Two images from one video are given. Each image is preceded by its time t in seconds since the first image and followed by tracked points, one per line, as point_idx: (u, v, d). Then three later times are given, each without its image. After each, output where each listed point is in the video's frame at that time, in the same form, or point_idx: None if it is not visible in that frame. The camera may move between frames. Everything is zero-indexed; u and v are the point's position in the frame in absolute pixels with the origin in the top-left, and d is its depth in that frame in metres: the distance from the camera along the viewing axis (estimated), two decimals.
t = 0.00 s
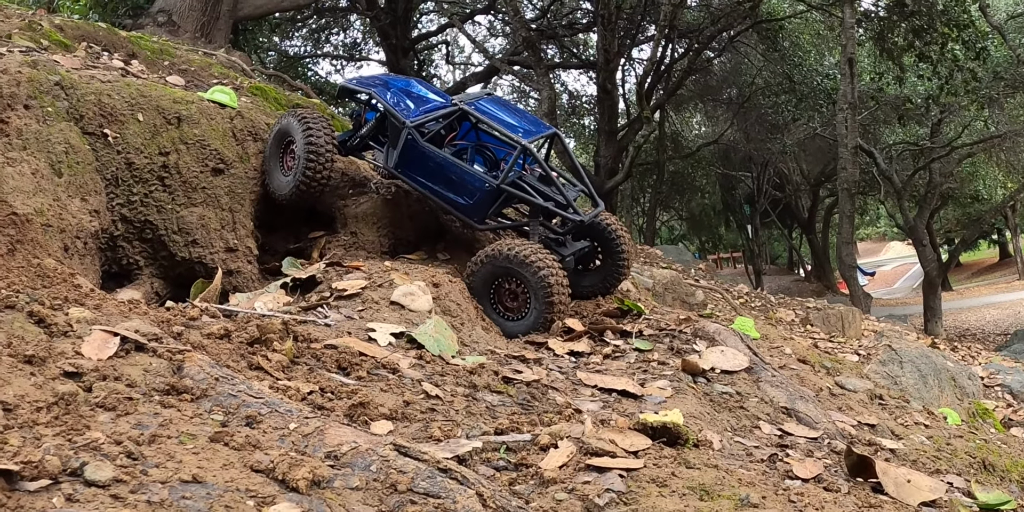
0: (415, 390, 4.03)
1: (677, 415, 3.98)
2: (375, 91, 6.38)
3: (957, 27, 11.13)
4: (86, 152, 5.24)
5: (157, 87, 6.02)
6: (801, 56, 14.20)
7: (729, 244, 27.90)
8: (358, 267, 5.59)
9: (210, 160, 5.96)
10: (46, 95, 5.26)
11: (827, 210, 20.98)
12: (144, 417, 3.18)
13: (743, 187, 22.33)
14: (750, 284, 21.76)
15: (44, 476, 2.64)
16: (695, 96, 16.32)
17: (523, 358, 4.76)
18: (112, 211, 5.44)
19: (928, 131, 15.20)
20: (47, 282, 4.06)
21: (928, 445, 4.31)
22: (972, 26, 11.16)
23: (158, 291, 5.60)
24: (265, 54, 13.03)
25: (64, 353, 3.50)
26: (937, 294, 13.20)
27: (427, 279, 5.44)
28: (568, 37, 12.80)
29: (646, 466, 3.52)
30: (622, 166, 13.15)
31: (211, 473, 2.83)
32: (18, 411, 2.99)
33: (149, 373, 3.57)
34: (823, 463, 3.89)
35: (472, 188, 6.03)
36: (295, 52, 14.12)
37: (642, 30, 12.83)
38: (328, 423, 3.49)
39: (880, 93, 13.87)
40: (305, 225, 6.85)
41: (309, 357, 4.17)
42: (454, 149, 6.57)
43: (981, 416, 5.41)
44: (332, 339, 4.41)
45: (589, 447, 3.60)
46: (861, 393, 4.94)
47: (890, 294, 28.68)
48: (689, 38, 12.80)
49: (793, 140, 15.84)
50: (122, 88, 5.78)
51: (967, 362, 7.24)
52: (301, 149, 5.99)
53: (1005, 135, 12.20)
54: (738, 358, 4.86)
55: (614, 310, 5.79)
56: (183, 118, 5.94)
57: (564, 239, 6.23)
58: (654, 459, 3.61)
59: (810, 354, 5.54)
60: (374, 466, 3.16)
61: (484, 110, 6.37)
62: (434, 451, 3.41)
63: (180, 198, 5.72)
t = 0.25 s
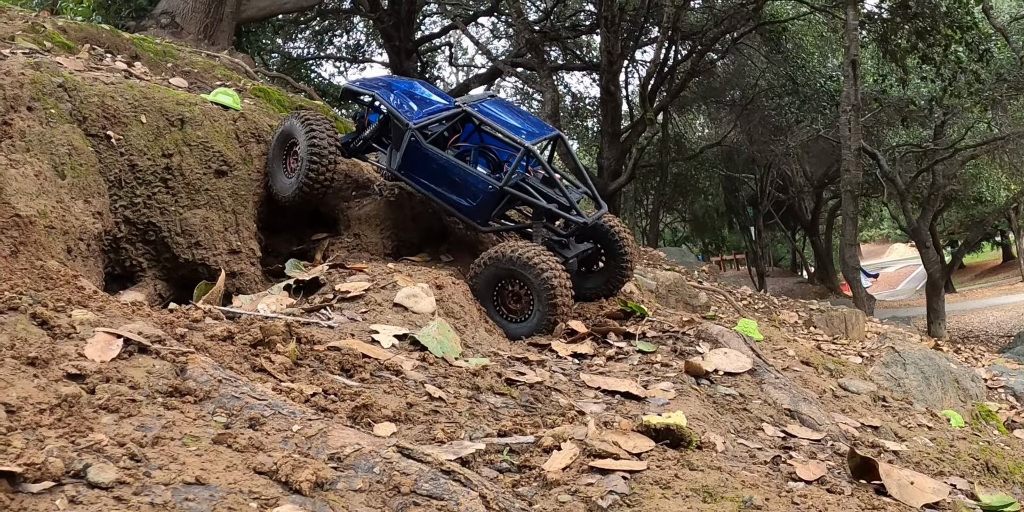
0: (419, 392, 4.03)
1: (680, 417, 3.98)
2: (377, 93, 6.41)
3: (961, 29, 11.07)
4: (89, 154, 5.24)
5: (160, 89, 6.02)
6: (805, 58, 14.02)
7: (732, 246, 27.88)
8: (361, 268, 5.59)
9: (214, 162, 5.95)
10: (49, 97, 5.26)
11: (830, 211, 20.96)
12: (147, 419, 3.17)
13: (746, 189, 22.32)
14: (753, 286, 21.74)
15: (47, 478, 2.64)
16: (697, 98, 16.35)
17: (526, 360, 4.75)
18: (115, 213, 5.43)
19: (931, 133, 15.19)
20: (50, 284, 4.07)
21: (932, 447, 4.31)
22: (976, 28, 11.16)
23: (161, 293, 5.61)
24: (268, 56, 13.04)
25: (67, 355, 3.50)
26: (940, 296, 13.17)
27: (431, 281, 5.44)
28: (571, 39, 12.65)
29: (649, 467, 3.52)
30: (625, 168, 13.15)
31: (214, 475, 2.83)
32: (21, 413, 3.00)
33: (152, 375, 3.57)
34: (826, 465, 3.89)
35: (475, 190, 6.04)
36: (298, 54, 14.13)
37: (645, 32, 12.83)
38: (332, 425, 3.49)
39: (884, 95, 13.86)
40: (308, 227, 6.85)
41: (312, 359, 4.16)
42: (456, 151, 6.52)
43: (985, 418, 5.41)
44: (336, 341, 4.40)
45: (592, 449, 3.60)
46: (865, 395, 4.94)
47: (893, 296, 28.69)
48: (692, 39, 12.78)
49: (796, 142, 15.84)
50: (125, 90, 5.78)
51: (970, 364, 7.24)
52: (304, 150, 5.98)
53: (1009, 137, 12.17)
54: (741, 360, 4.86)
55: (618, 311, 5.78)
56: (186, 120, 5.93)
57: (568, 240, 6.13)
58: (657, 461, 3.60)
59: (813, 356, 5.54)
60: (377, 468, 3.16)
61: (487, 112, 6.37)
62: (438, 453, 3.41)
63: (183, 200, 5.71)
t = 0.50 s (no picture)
0: (422, 394, 4.03)
1: (683, 419, 3.98)
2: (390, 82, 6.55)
3: (964, 31, 11.14)
4: (93, 156, 5.24)
5: (164, 91, 6.03)
6: (808, 59, 14.18)
7: (735, 247, 27.86)
8: (364, 270, 5.59)
9: (217, 164, 5.94)
10: (52, 99, 5.27)
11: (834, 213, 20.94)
12: (151, 421, 3.18)
13: (749, 190, 22.32)
14: (756, 288, 21.74)
15: (51, 479, 2.64)
16: (701, 100, 16.18)
17: (530, 361, 4.76)
18: (119, 215, 5.43)
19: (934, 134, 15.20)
20: (54, 286, 4.07)
21: (935, 449, 4.31)
22: (979, 30, 11.18)
23: (164, 295, 5.60)
24: (272, 58, 13.06)
25: (71, 356, 3.50)
26: (944, 298, 13.19)
27: (434, 282, 5.44)
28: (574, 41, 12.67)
29: (653, 469, 3.52)
30: (628, 169, 13.16)
31: (217, 477, 2.83)
32: (25, 415, 3.00)
33: (155, 377, 3.57)
34: (830, 466, 3.89)
35: (479, 180, 6.06)
36: (302, 56, 14.15)
37: (648, 34, 12.83)
38: (335, 427, 3.49)
39: (887, 96, 13.85)
40: (312, 228, 6.85)
41: (316, 361, 4.17)
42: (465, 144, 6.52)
43: (988, 420, 5.41)
44: (339, 342, 4.40)
45: (596, 450, 3.60)
46: (868, 397, 4.94)
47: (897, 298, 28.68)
48: (695, 41, 12.72)
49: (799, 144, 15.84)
50: (128, 92, 5.79)
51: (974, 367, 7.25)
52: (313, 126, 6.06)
53: (1012, 138, 12.22)
54: (745, 362, 4.86)
55: (620, 312, 5.77)
56: (189, 122, 5.93)
57: (568, 239, 6.23)
58: (660, 463, 3.60)
59: (816, 357, 5.54)
60: (381, 470, 3.16)
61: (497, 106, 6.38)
62: (441, 455, 3.41)
63: (187, 202, 5.70)
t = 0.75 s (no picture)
0: (425, 396, 4.03)
1: (687, 421, 3.98)
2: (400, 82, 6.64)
3: (967, 33, 11.07)
4: (96, 157, 5.25)
5: (167, 93, 6.03)
6: (812, 62, 14.27)
7: (738, 249, 27.85)
8: (367, 272, 5.59)
9: (220, 166, 5.94)
10: (55, 101, 5.28)
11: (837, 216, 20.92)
12: (154, 423, 3.17)
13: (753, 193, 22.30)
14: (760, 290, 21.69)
15: (54, 481, 2.64)
16: (704, 102, 16.20)
17: (533, 363, 4.75)
18: (122, 216, 5.42)
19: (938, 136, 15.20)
20: (57, 288, 4.07)
21: (938, 451, 4.31)
22: (982, 31, 11.17)
23: (167, 297, 5.60)
24: (275, 60, 13.07)
25: (74, 358, 3.50)
26: (947, 299, 13.22)
27: (437, 284, 5.43)
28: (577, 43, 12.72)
29: (656, 471, 3.52)
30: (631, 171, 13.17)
31: (221, 479, 2.83)
32: (28, 417, 3.00)
33: (158, 378, 3.57)
34: (833, 468, 3.89)
35: (484, 178, 6.09)
36: (305, 57, 14.16)
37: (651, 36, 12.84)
38: (338, 428, 3.49)
39: (890, 98, 13.86)
40: (315, 229, 6.84)
41: (319, 363, 4.16)
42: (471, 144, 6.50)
43: (991, 422, 5.41)
44: (342, 344, 4.40)
45: (599, 452, 3.60)
46: (871, 398, 4.94)
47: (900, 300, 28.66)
48: (698, 43, 12.76)
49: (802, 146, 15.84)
50: (131, 94, 5.79)
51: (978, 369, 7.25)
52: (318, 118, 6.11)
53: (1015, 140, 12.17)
54: (748, 364, 4.86)
55: (624, 314, 5.76)
56: (192, 124, 5.94)
57: (572, 240, 6.21)
58: (664, 465, 3.60)
59: (819, 360, 5.53)
60: (384, 472, 3.15)
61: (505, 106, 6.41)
62: (444, 457, 3.41)
63: (190, 204, 5.70)
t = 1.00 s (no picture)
0: (429, 398, 4.02)
1: (690, 423, 3.98)
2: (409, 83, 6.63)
3: (970, 35, 11.13)
4: (99, 159, 5.25)
5: (170, 95, 6.04)
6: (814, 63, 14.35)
7: (741, 251, 27.83)
8: (371, 274, 5.59)
9: (223, 168, 5.94)
10: (58, 103, 5.28)
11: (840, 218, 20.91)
12: (157, 425, 3.17)
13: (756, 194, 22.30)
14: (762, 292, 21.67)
15: (57, 483, 2.63)
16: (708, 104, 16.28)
17: (536, 365, 4.75)
18: (125, 218, 5.42)
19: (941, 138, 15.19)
20: (60, 290, 4.07)
21: (941, 453, 4.31)
22: (985, 33, 11.19)
23: (170, 299, 5.59)
24: (278, 62, 13.08)
25: (77, 360, 3.50)
26: (950, 300, 13.21)
27: (440, 286, 5.44)
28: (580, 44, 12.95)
29: (660, 473, 3.51)
30: (634, 173, 13.17)
31: (224, 481, 2.83)
32: (31, 419, 3.00)
33: (161, 380, 3.57)
34: (836, 470, 3.89)
35: (491, 181, 6.08)
36: (308, 59, 14.18)
37: (655, 37, 12.85)
38: (341, 430, 3.49)
39: (893, 100, 13.87)
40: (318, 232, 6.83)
41: (322, 364, 4.16)
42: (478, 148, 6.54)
43: (994, 423, 5.40)
44: (346, 346, 4.40)
45: (602, 454, 3.59)
46: (875, 400, 4.95)
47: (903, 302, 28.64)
48: (702, 45, 12.77)
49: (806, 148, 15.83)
50: (134, 95, 5.79)
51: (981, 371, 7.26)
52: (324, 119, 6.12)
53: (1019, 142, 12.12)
54: (751, 366, 4.86)
55: (627, 316, 5.75)
56: (195, 125, 5.94)
57: (576, 246, 6.25)
58: (667, 467, 3.60)
59: (823, 362, 5.53)
60: (387, 474, 3.15)
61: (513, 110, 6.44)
62: (448, 459, 3.41)
63: (193, 205, 5.69)
